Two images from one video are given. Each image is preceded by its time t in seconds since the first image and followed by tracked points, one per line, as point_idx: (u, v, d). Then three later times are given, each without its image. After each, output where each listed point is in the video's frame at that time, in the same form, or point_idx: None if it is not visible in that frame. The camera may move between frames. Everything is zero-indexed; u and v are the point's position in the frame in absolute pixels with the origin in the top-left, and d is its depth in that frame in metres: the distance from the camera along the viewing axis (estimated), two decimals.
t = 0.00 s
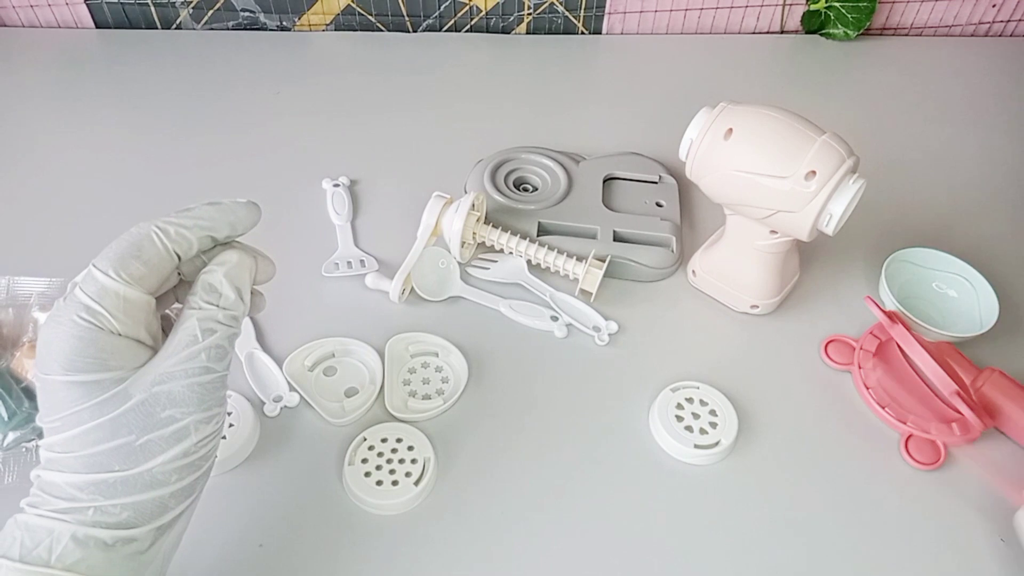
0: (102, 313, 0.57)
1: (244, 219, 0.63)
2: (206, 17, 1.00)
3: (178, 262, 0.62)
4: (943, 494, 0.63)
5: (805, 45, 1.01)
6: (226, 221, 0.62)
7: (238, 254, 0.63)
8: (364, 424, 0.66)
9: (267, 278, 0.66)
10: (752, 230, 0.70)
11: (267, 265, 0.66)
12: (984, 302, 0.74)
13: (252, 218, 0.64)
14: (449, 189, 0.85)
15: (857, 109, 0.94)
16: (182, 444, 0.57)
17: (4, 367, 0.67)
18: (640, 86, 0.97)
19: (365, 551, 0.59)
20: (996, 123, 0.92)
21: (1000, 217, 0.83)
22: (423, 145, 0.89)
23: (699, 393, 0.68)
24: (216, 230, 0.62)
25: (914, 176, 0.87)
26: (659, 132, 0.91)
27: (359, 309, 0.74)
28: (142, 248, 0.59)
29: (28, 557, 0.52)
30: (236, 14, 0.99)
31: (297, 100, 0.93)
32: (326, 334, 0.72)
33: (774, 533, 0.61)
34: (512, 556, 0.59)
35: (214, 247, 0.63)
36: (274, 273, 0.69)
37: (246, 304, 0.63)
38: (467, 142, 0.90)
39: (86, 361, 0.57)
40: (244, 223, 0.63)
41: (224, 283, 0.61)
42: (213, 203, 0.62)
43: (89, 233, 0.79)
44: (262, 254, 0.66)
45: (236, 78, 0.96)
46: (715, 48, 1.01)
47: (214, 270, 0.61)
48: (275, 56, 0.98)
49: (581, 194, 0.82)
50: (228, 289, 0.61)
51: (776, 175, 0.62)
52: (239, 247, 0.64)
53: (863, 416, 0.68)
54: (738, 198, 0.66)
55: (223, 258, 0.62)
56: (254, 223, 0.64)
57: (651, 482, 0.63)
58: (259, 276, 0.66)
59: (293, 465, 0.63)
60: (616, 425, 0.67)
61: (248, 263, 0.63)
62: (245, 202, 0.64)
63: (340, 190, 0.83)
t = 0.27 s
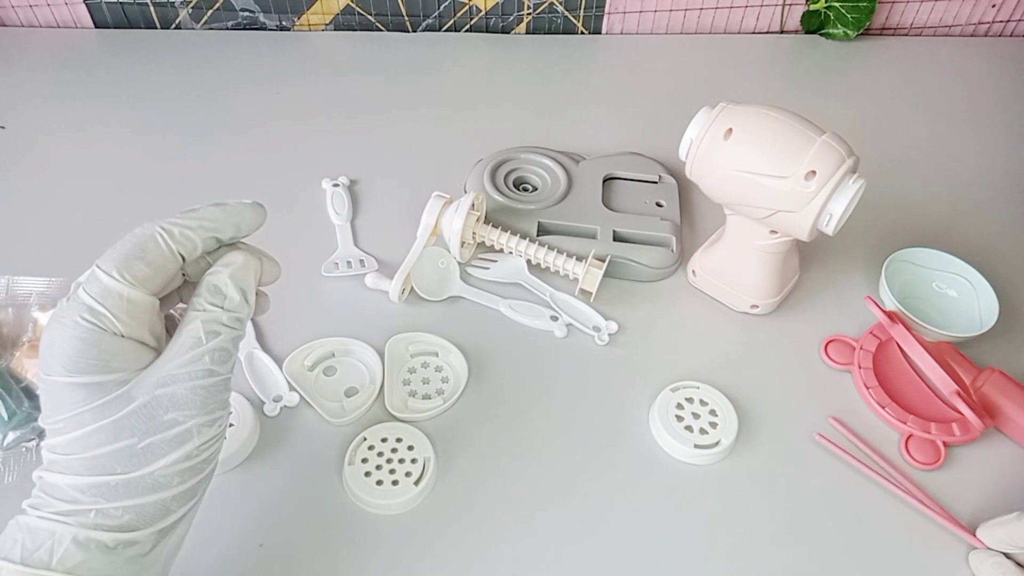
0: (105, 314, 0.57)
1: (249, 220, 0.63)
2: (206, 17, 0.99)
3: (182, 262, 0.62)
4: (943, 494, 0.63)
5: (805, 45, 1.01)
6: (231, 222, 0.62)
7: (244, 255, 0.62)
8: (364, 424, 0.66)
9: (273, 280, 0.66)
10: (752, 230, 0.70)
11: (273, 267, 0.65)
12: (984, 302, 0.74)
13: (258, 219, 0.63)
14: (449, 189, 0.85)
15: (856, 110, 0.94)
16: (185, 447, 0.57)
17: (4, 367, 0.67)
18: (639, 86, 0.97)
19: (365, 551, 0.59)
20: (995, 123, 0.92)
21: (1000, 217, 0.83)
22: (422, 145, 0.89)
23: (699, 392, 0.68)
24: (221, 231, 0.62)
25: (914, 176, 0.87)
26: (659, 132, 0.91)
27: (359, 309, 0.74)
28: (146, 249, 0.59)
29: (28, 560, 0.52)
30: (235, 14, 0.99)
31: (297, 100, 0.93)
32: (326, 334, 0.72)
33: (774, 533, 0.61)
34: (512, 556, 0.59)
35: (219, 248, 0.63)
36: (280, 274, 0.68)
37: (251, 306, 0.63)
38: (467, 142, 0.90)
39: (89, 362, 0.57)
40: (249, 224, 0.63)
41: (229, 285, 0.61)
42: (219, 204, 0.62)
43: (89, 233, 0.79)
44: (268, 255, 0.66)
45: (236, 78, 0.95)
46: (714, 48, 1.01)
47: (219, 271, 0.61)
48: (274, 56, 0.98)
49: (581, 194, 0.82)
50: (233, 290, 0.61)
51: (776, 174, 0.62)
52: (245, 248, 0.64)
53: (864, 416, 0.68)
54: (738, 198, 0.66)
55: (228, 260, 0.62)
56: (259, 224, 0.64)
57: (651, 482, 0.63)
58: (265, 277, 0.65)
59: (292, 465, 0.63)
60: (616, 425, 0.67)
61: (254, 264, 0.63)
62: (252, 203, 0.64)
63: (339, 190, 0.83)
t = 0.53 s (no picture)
0: (104, 314, 0.57)
1: (250, 220, 0.63)
2: (206, 17, 0.99)
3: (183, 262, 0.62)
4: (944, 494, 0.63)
5: (805, 45, 1.01)
6: (231, 222, 0.62)
7: (245, 255, 0.62)
8: (363, 424, 0.66)
9: (274, 280, 0.66)
10: (752, 230, 0.70)
11: (274, 268, 0.65)
12: (984, 302, 0.74)
13: (259, 219, 0.63)
14: (449, 189, 0.85)
15: (857, 110, 0.94)
16: (183, 449, 0.56)
17: (3, 367, 0.67)
18: (640, 86, 0.97)
19: (364, 551, 0.59)
20: (996, 123, 0.92)
21: (1000, 217, 0.83)
22: (422, 145, 0.89)
23: (699, 393, 0.68)
24: (221, 231, 0.62)
25: (914, 176, 0.87)
26: (659, 131, 0.91)
27: (359, 309, 0.74)
28: (146, 249, 0.59)
29: (26, 561, 0.52)
30: (235, 13, 0.99)
31: (297, 100, 0.93)
32: (326, 334, 0.72)
33: (774, 533, 0.60)
34: (512, 556, 0.59)
35: (220, 248, 0.63)
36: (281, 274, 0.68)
37: (252, 307, 0.63)
38: (467, 142, 0.90)
39: (88, 363, 0.57)
40: (250, 224, 0.63)
41: (230, 285, 0.61)
42: (220, 203, 0.62)
43: (88, 232, 0.79)
44: (270, 256, 0.66)
45: (236, 78, 0.95)
46: (714, 48, 1.01)
47: (220, 272, 0.61)
48: (274, 56, 0.98)
49: (581, 194, 0.82)
50: (234, 291, 0.61)
51: (776, 174, 0.62)
52: (245, 248, 0.64)
53: (863, 416, 0.68)
54: (738, 198, 0.66)
55: (229, 260, 0.62)
56: (260, 224, 0.64)
57: (651, 482, 0.63)
58: (266, 277, 0.65)
59: (292, 465, 0.63)
60: (616, 425, 0.67)
61: (255, 265, 0.63)
62: (253, 203, 0.64)
63: (339, 190, 0.83)
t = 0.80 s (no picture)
0: (108, 313, 0.57)
1: (252, 221, 0.63)
2: (206, 17, 0.99)
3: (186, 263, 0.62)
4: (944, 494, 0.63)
5: (805, 45, 1.01)
6: (235, 224, 0.62)
7: (248, 258, 0.62)
8: (363, 424, 0.66)
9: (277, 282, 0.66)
10: (752, 230, 0.70)
11: (277, 269, 0.65)
12: (984, 303, 0.74)
13: (261, 221, 0.63)
14: (448, 189, 0.85)
15: (857, 110, 0.94)
16: (182, 449, 0.56)
17: (3, 367, 0.67)
18: (640, 86, 0.97)
19: (364, 551, 0.59)
20: (996, 124, 0.92)
21: (1000, 218, 0.83)
22: (422, 145, 0.89)
23: (699, 393, 0.68)
24: (224, 232, 0.62)
25: (914, 176, 0.87)
26: (659, 132, 0.91)
27: (358, 309, 0.74)
28: (150, 249, 0.59)
29: (24, 561, 0.52)
30: (235, 13, 0.99)
31: (297, 100, 0.93)
32: (325, 334, 0.72)
33: (774, 533, 0.60)
34: (511, 556, 0.59)
35: (223, 249, 0.63)
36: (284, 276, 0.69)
37: (254, 310, 0.63)
38: (467, 142, 0.90)
39: (91, 361, 0.57)
40: (253, 226, 0.63)
41: (232, 287, 0.61)
42: (223, 205, 0.62)
43: (88, 233, 0.79)
44: (272, 258, 0.66)
45: (236, 78, 0.95)
46: (714, 48, 1.01)
47: (222, 273, 0.61)
48: (274, 56, 0.98)
49: (581, 194, 0.82)
50: (236, 293, 0.61)
51: (776, 174, 0.62)
52: (249, 250, 0.64)
53: (863, 416, 0.68)
54: (738, 198, 0.66)
55: (232, 262, 0.62)
56: (263, 226, 0.64)
57: (650, 483, 0.63)
58: (269, 279, 0.65)
59: (292, 465, 0.63)
60: (616, 425, 0.67)
61: (257, 267, 0.63)
62: (256, 204, 0.64)
63: (339, 190, 0.83)
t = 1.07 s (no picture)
0: (135, 317, 0.58)
1: (278, 233, 0.63)
2: (206, 17, 0.99)
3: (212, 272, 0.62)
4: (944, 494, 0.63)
5: (805, 45, 1.01)
6: (261, 235, 0.63)
7: (275, 272, 0.63)
8: (363, 424, 0.66)
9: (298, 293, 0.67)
10: (752, 231, 0.70)
11: (298, 280, 0.66)
12: (984, 303, 0.74)
13: (286, 233, 0.64)
14: (449, 189, 0.85)
15: (857, 109, 0.94)
16: (201, 453, 0.57)
17: (3, 366, 0.67)
18: (639, 86, 0.97)
19: (364, 552, 0.59)
20: (995, 123, 0.92)
21: (1000, 218, 0.83)
22: (422, 145, 0.89)
23: (699, 393, 0.68)
24: (251, 243, 0.62)
25: (914, 176, 0.87)
26: (659, 132, 0.91)
27: (359, 309, 0.74)
28: (178, 256, 0.60)
29: (38, 559, 0.52)
30: (235, 14, 0.99)
31: (297, 100, 0.93)
32: (326, 334, 0.72)
33: (774, 533, 0.60)
34: (512, 556, 0.59)
35: (248, 259, 0.64)
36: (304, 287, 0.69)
37: (277, 322, 0.63)
38: (467, 142, 0.90)
39: (117, 364, 0.57)
40: (278, 238, 0.64)
41: (259, 299, 0.61)
42: (250, 216, 0.63)
43: (89, 233, 0.79)
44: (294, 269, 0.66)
45: (236, 78, 0.95)
46: (714, 48, 1.01)
47: (250, 285, 0.61)
48: (275, 56, 0.98)
49: (581, 194, 0.82)
50: (262, 305, 0.61)
51: (776, 175, 0.62)
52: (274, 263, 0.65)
53: (863, 416, 0.68)
54: (738, 198, 0.66)
55: (260, 275, 0.62)
56: (287, 238, 0.64)
57: (651, 482, 0.63)
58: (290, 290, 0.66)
59: (292, 465, 0.63)
60: (616, 425, 0.67)
61: (283, 281, 0.63)
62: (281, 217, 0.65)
63: (339, 190, 0.83)
